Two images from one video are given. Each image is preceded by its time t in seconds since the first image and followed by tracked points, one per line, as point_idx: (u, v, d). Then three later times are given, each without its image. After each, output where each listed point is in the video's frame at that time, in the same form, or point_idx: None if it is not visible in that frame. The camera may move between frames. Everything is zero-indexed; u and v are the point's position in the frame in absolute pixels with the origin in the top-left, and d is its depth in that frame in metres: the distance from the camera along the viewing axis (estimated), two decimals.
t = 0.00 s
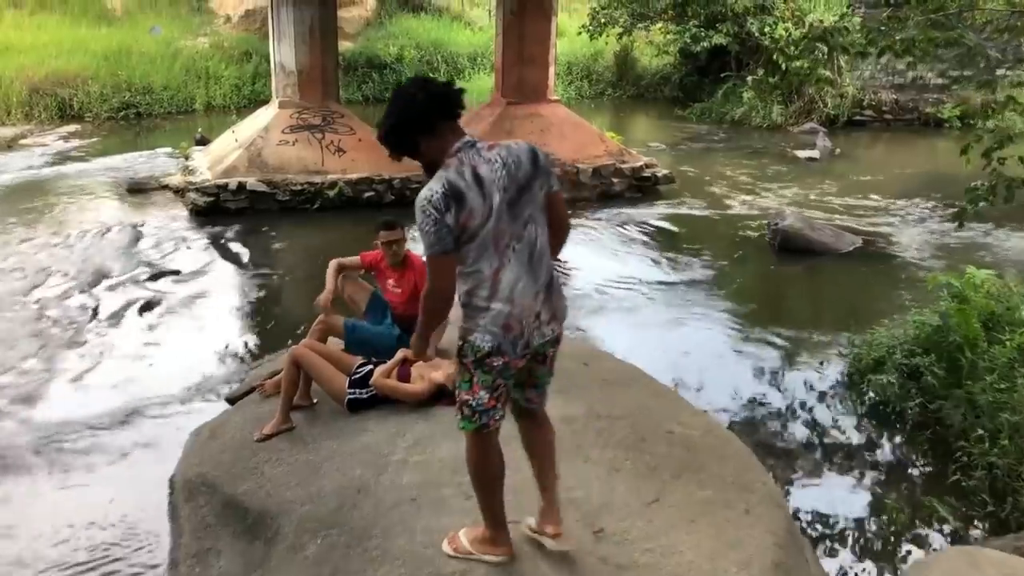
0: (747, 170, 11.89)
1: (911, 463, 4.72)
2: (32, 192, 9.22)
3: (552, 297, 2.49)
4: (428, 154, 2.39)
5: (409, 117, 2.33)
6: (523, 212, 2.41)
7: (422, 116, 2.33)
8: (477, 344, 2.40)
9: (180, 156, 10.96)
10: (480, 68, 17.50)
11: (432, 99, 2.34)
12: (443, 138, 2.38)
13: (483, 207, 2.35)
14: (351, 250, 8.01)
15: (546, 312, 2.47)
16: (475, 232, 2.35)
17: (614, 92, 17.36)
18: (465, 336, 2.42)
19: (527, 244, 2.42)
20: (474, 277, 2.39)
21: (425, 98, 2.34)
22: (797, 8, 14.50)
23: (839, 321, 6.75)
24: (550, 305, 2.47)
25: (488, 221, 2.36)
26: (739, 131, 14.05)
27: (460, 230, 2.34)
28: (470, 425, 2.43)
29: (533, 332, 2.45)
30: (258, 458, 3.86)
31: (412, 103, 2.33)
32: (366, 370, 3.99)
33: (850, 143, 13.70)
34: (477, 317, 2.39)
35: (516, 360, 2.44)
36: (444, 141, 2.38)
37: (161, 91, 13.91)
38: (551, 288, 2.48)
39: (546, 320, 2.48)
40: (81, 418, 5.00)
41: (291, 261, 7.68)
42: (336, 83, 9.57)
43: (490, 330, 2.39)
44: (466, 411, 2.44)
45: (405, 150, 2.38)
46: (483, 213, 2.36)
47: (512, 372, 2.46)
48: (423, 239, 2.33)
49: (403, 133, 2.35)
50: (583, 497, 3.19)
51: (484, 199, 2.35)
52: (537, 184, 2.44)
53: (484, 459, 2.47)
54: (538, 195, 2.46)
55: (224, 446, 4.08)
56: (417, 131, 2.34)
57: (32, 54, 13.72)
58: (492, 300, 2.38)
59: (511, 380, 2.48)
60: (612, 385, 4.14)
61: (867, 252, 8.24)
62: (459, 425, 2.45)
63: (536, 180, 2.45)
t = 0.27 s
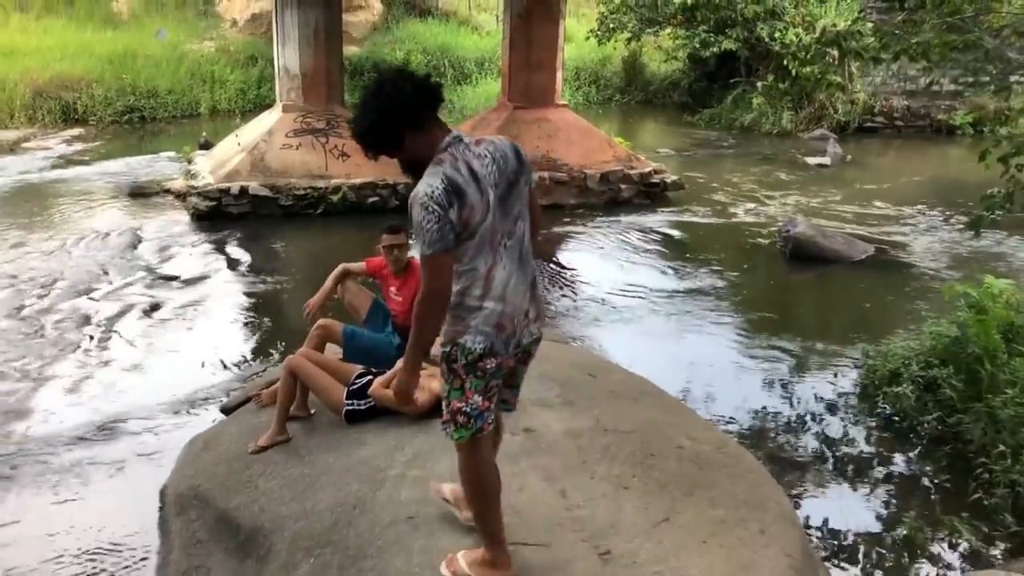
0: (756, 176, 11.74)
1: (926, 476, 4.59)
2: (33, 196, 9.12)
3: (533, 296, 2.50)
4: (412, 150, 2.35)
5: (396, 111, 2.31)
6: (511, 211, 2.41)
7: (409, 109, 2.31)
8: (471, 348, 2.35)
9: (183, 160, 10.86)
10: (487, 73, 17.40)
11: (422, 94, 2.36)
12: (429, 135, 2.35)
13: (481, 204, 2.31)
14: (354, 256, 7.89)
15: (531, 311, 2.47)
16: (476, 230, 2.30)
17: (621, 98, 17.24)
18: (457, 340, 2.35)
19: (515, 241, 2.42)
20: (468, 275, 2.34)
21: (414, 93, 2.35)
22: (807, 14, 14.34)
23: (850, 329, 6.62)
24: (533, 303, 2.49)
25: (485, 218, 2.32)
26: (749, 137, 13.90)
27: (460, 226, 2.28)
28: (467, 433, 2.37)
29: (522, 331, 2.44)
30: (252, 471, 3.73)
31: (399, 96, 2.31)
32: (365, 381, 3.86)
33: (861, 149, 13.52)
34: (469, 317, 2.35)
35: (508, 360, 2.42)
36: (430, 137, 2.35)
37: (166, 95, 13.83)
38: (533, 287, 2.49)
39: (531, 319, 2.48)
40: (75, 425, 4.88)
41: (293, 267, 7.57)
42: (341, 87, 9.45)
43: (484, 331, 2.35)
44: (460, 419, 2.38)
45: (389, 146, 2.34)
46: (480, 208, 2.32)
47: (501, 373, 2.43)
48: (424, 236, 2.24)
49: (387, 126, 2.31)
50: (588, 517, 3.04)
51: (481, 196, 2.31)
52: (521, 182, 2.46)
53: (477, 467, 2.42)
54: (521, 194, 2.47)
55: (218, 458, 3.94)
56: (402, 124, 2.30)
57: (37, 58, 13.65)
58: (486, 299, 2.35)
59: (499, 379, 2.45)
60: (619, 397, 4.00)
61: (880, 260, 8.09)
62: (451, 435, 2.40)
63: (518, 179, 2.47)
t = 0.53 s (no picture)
0: (772, 185, 11.58)
1: (946, 492, 4.45)
2: (43, 199, 9.07)
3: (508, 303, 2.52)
4: (396, 153, 2.32)
5: (380, 112, 2.29)
6: (491, 216, 2.43)
7: (396, 110, 2.30)
8: (459, 358, 2.33)
9: (194, 164, 10.80)
10: (501, 80, 17.33)
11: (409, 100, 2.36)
12: (413, 138, 2.33)
13: (474, 204, 2.30)
14: (364, 262, 7.77)
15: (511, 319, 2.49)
16: (472, 229, 2.27)
17: (637, 105, 17.14)
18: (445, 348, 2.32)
19: (495, 246, 2.42)
20: (463, 277, 2.30)
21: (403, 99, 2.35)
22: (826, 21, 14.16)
23: (870, 341, 6.46)
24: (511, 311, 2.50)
25: (477, 218, 2.31)
26: (765, 145, 13.74)
27: (458, 224, 2.24)
28: (451, 445, 2.35)
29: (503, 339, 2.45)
30: (250, 483, 3.60)
31: (386, 99, 2.30)
32: (367, 391, 3.72)
33: (880, 158, 13.33)
34: (461, 323, 2.33)
35: (490, 373, 2.41)
36: (414, 141, 2.33)
37: (180, 100, 13.81)
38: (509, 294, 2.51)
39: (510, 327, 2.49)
40: (73, 432, 4.77)
41: (302, 272, 7.46)
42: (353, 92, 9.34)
43: (471, 336, 2.34)
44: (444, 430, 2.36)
45: (372, 148, 2.31)
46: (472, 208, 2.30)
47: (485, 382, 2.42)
48: (425, 232, 2.17)
49: (372, 128, 2.29)
50: (597, 538, 2.90)
51: (473, 195, 2.30)
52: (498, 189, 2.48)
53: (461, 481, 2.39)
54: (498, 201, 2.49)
55: (216, 468, 3.81)
56: (386, 125, 2.29)
57: (52, 62, 13.65)
58: (476, 301, 2.34)
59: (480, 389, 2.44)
60: (631, 411, 3.85)
61: (901, 270, 7.92)
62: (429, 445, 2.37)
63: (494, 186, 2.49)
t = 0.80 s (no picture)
0: (796, 192, 11.40)
1: (976, 509, 4.32)
2: (61, 203, 9.04)
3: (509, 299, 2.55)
4: (366, 183, 2.36)
5: (347, 144, 2.33)
6: (474, 214, 2.44)
7: (360, 141, 2.34)
8: (480, 361, 2.39)
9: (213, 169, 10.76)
10: (522, 86, 17.24)
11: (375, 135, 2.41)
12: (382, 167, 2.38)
13: (453, 199, 2.31)
14: (381, 268, 7.68)
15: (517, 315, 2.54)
16: (458, 225, 2.28)
17: (658, 112, 17.01)
18: (467, 352, 2.37)
19: (486, 239, 2.45)
20: (465, 275, 2.33)
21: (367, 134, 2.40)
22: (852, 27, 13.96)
23: (897, 353, 6.29)
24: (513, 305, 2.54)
25: (460, 212, 2.32)
26: (789, 153, 13.55)
27: (442, 224, 2.25)
28: (432, 440, 2.44)
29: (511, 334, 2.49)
30: (256, 495, 3.50)
31: (352, 131, 2.35)
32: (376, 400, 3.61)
33: (906, 166, 13.11)
34: (478, 326, 2.37)
35: (504, 376, 2.49)
36: (384, 168, 2.37)
37: (200, 105, 13.81)
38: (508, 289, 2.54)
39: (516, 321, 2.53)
40: (80, 436, 4.69)
41: (317, 277, 7.37)
42: (372, 97, 9.26)
43: (493, 335, 2.40)
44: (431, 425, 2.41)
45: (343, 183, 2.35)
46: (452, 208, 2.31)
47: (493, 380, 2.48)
48: (407, 239, 2.20)
49: (342, 162, 2.33)
50: (613, 558, 2.76)
51: (449, 192, 2.32)
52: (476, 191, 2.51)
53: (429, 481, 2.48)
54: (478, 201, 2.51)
55: (222, 478, 3.71)
56: (354, 156, 2.33)
57: (73, 66, 13.69)
58: (487, 298, 2.38)
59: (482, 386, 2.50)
60: (650, 423, 3.72)
61: (929, 280, 7.73)
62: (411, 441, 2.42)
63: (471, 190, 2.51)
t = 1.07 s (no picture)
0: (821, 196, 11.19)
1: (1010, 524, 4.16)
2: (77, 206, 9.01)
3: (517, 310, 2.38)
4: (343, 248, 2.26)
5: (316, 209, 2.26)
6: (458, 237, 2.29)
7: (326, 203, 2.25)
8: (505, 378, 2.21)
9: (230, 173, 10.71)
10: (542, 89, 17.14)
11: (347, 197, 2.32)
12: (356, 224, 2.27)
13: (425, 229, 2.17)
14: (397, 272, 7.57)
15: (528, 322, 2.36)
16: (435, 254, 2.13)
17: (680, 116, 16.87)
18: (488, 371, 2.19)
19: (478, 253, 2.29)
20: (463, 296, 2.17)
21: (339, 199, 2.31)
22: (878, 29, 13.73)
23: (927, 360, 6.11)
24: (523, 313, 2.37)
25: (436, 239, 2.17)
26: (813, 157, 13.34)
27: (416, 260, 2.12)
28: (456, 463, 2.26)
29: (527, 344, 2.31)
30: (262, 505, 3.39)
31: (320, 197, 2.27)
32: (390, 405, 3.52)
33: (933, 170, 12.86)
34: (491, 343, 2.20)
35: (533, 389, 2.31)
36: (358, 228, 2.26)
37: (219, 108, 13.81)
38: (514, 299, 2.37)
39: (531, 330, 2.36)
40: (87, 439, 4.59)
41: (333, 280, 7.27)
42: (389, 99, 9.16)
43: (511, 345, 2.23)
44: (456, 447, 2.23)
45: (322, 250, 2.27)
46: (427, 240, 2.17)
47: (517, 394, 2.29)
48: (381, 283, 2.08)
49: (314, 231, 2.25)
50: None
51: (419, 223, 2.18)
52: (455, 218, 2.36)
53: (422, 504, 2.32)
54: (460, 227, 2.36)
55: (229, 487, 3.59)
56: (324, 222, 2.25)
57: (94, 70, 13.71)
58: (495, 310, 2.21)
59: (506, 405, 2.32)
60: (673, 433, 3.57)
61: (959, 286, 7.52)
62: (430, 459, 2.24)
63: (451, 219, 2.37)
